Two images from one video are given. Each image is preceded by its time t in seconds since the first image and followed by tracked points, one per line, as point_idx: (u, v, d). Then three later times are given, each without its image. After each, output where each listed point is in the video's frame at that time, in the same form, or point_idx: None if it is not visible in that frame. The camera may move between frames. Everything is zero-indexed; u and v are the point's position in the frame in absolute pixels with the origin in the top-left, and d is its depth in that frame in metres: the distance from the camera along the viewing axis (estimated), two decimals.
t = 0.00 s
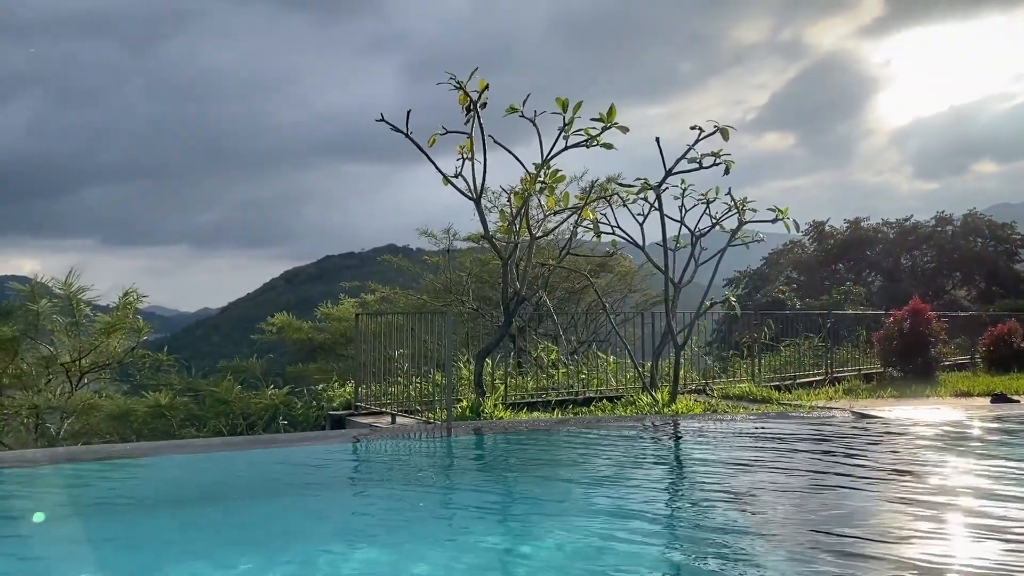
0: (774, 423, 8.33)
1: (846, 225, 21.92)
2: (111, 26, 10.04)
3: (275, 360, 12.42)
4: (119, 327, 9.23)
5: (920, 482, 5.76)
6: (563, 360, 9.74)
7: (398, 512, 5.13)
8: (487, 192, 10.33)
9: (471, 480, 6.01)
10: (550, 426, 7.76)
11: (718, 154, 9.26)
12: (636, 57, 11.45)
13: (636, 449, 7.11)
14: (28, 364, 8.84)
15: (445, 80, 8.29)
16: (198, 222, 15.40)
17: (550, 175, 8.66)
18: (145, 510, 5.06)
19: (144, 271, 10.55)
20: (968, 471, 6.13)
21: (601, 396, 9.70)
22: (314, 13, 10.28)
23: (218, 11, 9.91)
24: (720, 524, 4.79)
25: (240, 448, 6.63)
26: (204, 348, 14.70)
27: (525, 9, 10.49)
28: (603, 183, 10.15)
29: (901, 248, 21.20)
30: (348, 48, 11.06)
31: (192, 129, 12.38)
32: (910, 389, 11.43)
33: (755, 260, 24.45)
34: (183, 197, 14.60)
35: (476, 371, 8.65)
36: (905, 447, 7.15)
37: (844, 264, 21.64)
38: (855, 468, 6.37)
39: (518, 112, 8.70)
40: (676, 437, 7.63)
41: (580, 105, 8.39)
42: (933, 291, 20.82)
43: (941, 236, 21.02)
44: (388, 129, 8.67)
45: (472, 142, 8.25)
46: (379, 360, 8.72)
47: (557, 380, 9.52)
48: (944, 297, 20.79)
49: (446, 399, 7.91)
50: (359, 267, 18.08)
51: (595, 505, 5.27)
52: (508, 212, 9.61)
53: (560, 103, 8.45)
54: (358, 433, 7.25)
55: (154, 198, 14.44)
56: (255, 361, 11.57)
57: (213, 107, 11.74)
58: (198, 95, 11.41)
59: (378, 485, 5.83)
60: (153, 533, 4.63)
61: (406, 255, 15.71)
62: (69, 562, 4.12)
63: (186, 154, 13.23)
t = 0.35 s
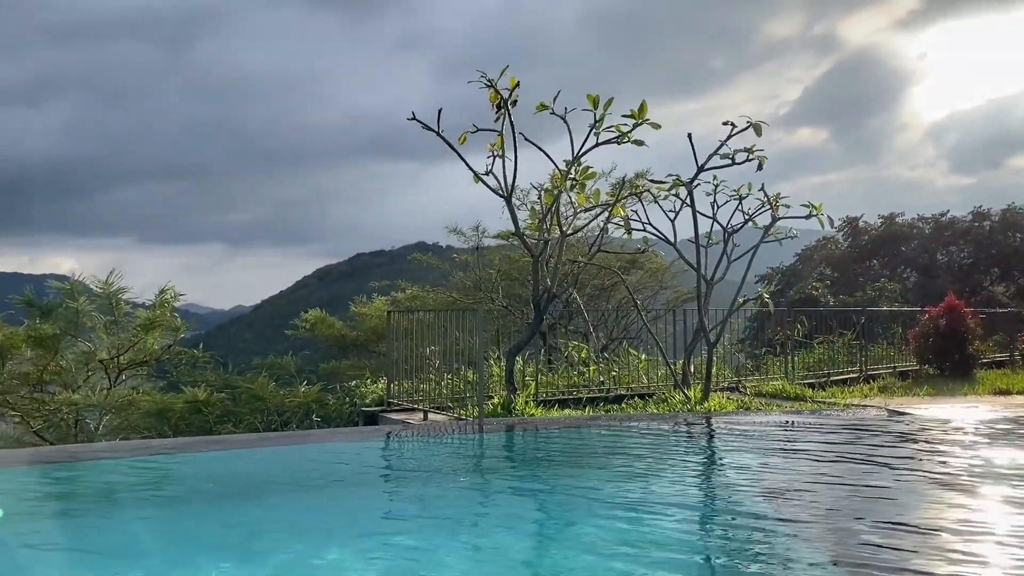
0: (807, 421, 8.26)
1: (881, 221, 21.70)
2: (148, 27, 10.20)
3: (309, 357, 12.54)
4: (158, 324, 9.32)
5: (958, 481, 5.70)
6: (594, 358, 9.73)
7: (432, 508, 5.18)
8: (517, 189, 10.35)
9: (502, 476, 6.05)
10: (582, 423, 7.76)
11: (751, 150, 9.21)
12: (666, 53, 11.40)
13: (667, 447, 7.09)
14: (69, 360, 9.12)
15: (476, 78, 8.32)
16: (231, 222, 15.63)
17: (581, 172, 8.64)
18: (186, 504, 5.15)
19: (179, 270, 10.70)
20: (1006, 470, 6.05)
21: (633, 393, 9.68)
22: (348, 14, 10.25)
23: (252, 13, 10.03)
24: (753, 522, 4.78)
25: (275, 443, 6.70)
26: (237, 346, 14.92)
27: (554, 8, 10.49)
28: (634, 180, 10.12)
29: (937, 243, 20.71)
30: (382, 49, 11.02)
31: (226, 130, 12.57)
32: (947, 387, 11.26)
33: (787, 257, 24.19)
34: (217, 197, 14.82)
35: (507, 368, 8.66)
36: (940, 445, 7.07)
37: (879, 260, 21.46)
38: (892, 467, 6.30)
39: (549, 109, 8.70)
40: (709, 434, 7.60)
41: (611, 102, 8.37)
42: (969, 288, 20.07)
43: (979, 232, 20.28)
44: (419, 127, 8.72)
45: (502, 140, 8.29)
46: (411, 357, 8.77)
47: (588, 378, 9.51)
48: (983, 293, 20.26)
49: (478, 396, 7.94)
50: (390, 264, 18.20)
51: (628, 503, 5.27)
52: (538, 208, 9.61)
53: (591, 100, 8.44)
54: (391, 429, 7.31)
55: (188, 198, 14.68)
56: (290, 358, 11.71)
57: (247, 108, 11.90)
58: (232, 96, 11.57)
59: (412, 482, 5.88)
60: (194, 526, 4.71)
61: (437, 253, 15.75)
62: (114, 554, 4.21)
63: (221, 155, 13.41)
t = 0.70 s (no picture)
0: (843, 420, 8.16)
1: (917, 218, 21.41)
2: (183, 28, 10.31)
3: (342, 355, 12.65)
4: (194, 321, 9.57)
5: (1000, 482, 5.59)
6: (625, 356, 9.71)
7: (465, 504, 5.22)
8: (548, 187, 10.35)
9: (535, 474, 6.06)
10: (615, 421, 7.76)
11: (785, 146, 9.13)
12: (697, 49, 11.32)
13: (701, 446, 7.06)
14: (108, 357, 9.20)
15: (508, 77, 8.33)
16: (263, 222, 15.79)
17: (612, 169, 8.62)
18: (221, 499, 5.19)
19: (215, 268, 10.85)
20: None
21: (666, 392, 9.65)
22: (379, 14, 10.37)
23: (286, 12, 10.11)
24: (787, 521, 4.76)
25: (308, 441, 6.74)
26: (270, 344, 15.09)
27: (585, 6, 10.51)
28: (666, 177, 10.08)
29: (974, 239, 20.26)
30: (413, 48, 11.12)
31: (259, 130, 12.70)
32: (984, 386, 11.06)
33: (820, 254, 23.93)
34: (250, 196, 14.98)
35: (539, 366, 8.67)
36: (979, 445, 6.97)
37: (914, 257, 21.02)
38: (930, 467, 6.20)
39: (581, 107, 8.68)
40: (743, 433, 7.55)
41: (643, 99, 8.36)
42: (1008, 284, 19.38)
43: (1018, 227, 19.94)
44: (451, 126, 8.76)
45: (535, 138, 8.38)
46: (443, 354, 8.79)
47: (619, 376, 9.49)
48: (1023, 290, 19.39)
49: (510, 394, 7.95)
50: (420, 262, 18.29)
51: (660, 500, 5.28)
52: (570, 206, 9.60)
53: (623, 98, 8.43)
54: (423, 427, 7.33)
55: (222, 198, 14.84)
56: (324, 355, 11.86)
57: (280, 107, 12.02)
58: (266, 95, 11.69)
59: (445, 479, 5.88)
60: (229, 522, 4.74)
61: (467, 251, 15.79)
62: (152, 547, 4.25)
63: (254, 155, 13.56)
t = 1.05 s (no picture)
0: (877, 420, 8.03)
1: (950, 213, 21.03)
2: (214, 30, 10.39)
3: (370, 352, 12.68)
4: (225, 319, 9.64)
5: None
6: (654, 354, 9.65)
7: (495, 502, 5.20)
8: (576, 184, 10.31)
9: (565, 472, 6.03)
10: (645, 420, 7.69)
11: (818, 142, 9.03)
12: (725, 45, 11.22)
13: (733, 445, 6.98)
14: (142, 354, 9.25)
15: (537, 73, 8.30)
16: (292, 220, 15.91)
17: (642, 165, 8.55)
18: (252, 495, 5.21)
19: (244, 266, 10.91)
20: None
21: (696, 390, 9.58)
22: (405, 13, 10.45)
23: (315, 12, 10.15)
24: (821, 521, 4.69)
25: (337, 440, 6.74)
26: (299, 341, 15.19)
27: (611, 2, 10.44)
28: (696, 173, 9.99)
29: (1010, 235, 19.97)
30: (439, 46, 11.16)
31: (289, 129, 12.80)
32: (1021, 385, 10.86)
33: (851, 251, 23.62)
34: (279, 195, 15.09)
35: (568, 364, 8.64)
36: (1017, 445, 6.83)
37: (946, 254, 20.66)
38: (969, 467, 6.08)
39: (610, 103, 8.63)
40: (775, 433, 7.46)
41: (674, 94, 8.30)
42: None
43: None
44: (480, 123, 8.74)
45: (565, 135, 8.37)
46: (471, 352, 8.77)
47: (649, 374, 9.43)
48: None
49: (539, 391, 7.93)
50: (446, 260, 18.30)
51: (693, 500, 5.22)
52: (599, 203, 9.55)
53: (653, 94, 8.37)
54: (453, 424, 7.31)
55: (251, 197, 14.97)
56: (352, 353, 11.97)
57: (309, 107, 12.09)
58: (295, 95, 11.77)
59: (476, 477, 5.88)
60: (261, 518, 4.75)
61: (494, 249, 15.76)
62: (185, 542, 4.27)
63: (281, 154, 13.64)
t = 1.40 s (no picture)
0: (905, 420, 7.93)
1: (978, 210, 20.74)
2: (239, 30, 10.44)
3: (394, 350, 12.73)
4: (252, 316, 9.68)
5: None
6: (679, 352, 9.61)
7: (520, 501, 5.19)
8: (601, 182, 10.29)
9: (590, 471, 6.01)
10: (671, 419, 7.67)
11: (846, 138, 8.96)
12: (748, 42, 11.13)
13: (759, 445, 6.93)
14: (168, 352, 9.35)
15: (562, 70, 8.25)
16: (314, 219, 15.98)
17: (667, 162, 8.50)
18: (276, 494, 5.23)
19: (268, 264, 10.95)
20: None
21: (721, 389, 9.53)
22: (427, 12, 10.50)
23: (338, 12, 10.18)
24: (850, 521, 4.65)
25: (361, 439, 6.74)
26: (323, 338, 15.29)
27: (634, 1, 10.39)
28: (721, 171, 9.92)
29: None
30: (461, 44, 11.18)
31: (312, 128, 12.86)
32: None
33: (877, 248, 23.39)
34: (302, 193, 15.17)
35: (592, 362, 8.62)
36: None
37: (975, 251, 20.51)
38: (998, 467, 6.01)
39: (635, 100, 8.57)
40: (802, 432, 7.39)
41: (700, 90, 8.23)
42: None
43: None
44: (504, 121, 8.73)
45: (590, 133, 8.38)
46: (495, 350, 8.75)
47: (674, 372, 9.37)
48: None
49: (564, 389, 7.94)
50: (468, 258, 18.31)
51: (717, 499, 5.19)
52: (623, 201, 9.52)
53: (679, 90, 8.33)
54: (476, 424, 7.29)
55: (274, 196, 15.05)
56: (376, 350, 12.04)
57: (333, 106, 12.14)
58: (319, 94, 11.81)
59: (501, 476, 5.88)
60: (288, 516, 4.75)
61: (517, 247, 15.73)
62: (211, 540, 4.28)
63: (303, 152, 13.69)
